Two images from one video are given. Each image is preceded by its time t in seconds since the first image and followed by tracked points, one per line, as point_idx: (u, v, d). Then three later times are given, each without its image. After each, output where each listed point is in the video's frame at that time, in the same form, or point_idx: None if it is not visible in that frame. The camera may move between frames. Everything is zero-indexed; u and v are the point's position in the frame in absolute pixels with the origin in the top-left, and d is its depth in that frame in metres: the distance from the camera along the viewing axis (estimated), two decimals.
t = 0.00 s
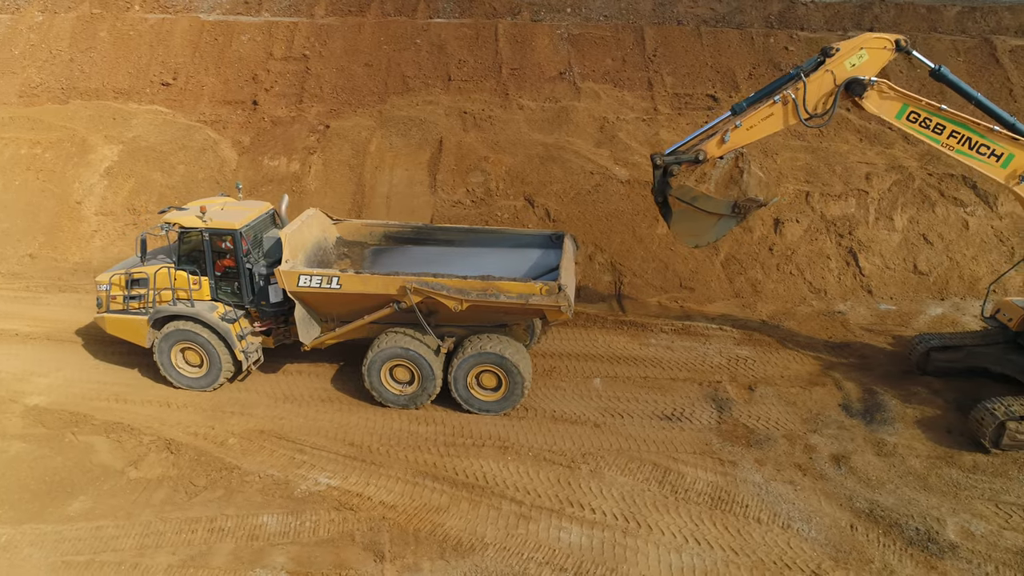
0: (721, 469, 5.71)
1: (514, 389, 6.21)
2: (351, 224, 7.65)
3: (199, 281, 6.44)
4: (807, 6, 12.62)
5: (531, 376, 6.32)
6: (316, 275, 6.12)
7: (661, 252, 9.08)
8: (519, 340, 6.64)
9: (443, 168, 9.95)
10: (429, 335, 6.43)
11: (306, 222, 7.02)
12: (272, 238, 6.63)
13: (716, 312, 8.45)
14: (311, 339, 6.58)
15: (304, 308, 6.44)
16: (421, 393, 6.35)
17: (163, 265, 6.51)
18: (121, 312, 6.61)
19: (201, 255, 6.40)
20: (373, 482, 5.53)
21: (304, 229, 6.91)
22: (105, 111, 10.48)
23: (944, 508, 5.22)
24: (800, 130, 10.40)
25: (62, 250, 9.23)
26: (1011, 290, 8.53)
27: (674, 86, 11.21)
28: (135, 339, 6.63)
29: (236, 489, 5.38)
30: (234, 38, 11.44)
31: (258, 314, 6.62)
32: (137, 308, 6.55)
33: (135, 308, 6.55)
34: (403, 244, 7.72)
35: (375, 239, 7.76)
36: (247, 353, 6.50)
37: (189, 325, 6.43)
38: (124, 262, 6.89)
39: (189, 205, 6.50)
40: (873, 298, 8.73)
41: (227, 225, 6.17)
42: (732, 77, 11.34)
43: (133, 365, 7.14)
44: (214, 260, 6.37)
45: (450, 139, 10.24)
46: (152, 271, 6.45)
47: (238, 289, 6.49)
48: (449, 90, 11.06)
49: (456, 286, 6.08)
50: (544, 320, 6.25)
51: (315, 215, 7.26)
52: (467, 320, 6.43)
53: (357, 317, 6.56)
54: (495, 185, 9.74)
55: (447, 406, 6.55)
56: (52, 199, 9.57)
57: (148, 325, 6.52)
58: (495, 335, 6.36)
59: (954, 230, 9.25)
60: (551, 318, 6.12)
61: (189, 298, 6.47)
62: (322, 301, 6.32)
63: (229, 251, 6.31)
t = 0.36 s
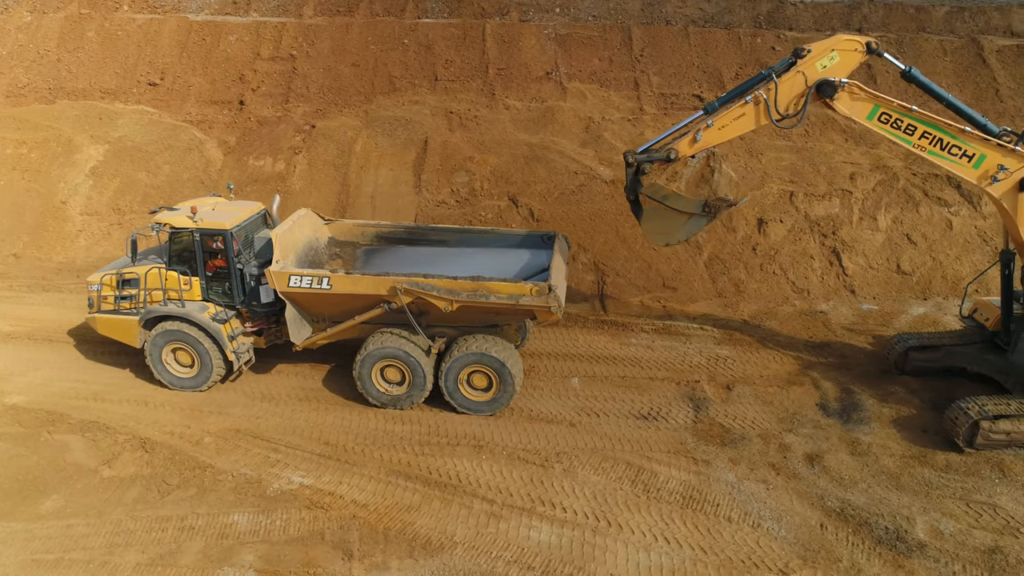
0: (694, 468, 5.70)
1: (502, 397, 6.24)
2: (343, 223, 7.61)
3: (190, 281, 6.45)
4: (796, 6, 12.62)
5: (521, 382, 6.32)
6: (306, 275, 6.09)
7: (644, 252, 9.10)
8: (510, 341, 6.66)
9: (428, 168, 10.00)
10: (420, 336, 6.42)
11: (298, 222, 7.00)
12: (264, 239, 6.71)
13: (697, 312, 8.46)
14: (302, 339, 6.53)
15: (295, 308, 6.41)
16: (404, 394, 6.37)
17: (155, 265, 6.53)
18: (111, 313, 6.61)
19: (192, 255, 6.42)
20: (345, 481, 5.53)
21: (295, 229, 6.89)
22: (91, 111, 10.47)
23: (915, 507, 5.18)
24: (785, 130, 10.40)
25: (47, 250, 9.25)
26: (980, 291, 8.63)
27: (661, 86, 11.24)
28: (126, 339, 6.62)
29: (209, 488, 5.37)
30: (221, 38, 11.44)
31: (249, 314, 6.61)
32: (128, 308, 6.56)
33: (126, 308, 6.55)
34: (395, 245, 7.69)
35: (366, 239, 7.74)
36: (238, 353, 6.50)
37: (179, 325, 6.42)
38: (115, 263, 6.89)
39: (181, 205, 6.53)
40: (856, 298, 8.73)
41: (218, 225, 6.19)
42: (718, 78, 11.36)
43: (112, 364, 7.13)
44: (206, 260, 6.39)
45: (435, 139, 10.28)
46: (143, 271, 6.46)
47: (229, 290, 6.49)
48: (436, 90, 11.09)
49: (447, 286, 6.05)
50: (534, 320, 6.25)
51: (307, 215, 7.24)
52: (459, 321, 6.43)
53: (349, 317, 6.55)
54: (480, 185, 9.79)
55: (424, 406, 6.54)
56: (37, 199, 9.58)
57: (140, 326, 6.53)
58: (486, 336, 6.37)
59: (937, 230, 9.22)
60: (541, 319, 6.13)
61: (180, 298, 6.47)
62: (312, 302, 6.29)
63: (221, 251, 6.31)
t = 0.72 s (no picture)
0: (673, 468, 5.69)
1: (489, 404, 6.25)
2: (339, 224, 7.62)
3: (186, 281, 6.43)
4: (790, 6, 12.61)
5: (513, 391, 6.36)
6: (302, 276, 6.11)
7: (632, 252, 9.10)
8: (506, 341, 6.60)
9: (417, 168, 10.05)
10: (416, 336, 6.39)
11: (293, 222, 7.01)
12: (259, 239, 6.71)
13: (684, 312, 8.46)
14: (297, 340, 6.57)
15: (290, 309, 6.41)
16: (392, 395, 6.37)
17: (151, 265, 6.51)
18: (108, 312, 6.62)
19: (188, 255, 6.39)
20: (323, 480, 5.53)
21: (291, 229, 6.90)
22: (83, 111, 10.52)
23: (891, 509, 5.15)
24: (775, 131, 10.37)
25: (37, 249, 9.29)
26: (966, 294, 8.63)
27: (651, 87, 11.26)
28: (122, 339, 6.64)
29: (186, 486, 5.36)
30: (214, 38, 11.48)
31: (245, 314, 6.62)
32: (125, 308, 6.57)
33: (122, 308, 6.56)
34: (391, 245, 7.68)
35: (362, 239, 7.74)
36: (234, 353, 6.50)
37: (175, 325, 6.43)
38: (111, 262, 6.88)
39: (177, 205, 6.50)
40: (843, 299, 8.71)
41: (213, 225, 6.16)
42: (709, 78, 11.36)
43: (96, 363, 7.15)
44: (201, 260, 6.37)
45: (425, 139, 10.32)
46: (139, 271, 6.45)
47: (225, 290, 6.47)
48: (426, 90, 11.11)
49: (441, 287, 6.04)
50: (528, 321, 6.23)
51: (302, 215, 7.25)
52: (455, 321, 6.38)
53: (343, 317, 6.53)
54: (468, 185, 9.84)
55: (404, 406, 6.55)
56: (28, 198, 9.62)
57: (135, 325, 6.53)
58: (480, 336, 6.34)
59: (926, 231, 9.16)
60: (536, 319, 6.11)
61: (175, 298, 6.46)
62: (307, 302, 6.30)
63: (216, 251, 6.29)
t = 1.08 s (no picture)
0: (666, 470, 5.66)
1: (488, 408, 6.29)
2: (353, 223, 7.63)
3: (202, 277, 6.51)
4: (805, 7, 12.46)
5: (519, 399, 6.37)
6: (315, 273, 6.16)
7: (636, 253, 9.07)
8: (518, 342, 6.52)
9: (424, 168, 10.12)
10: (427, 335, 6.38)
11: (308, 221, 7.04)
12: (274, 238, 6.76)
13: (687, 315, 8.41)
14: (310, 337, 6.61)
15: (303, 307, 6.47)
16: (394, 390, 6.42)
17: (168, 262, 6.59)
18: (126, 308, 6.71)
19: (204, 252, 6.45)
20: (316, 474, 5.58)
21: (305, 228, 6.94)
22: (99, 109, 10.73)
23: (884, 516, 5.08)
24: (786, 133, 10.23)
25: (52, 244, 9.51)
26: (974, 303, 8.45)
27: (661, 87, 11.21)
28: (139, 334, 6.73)
29: (182, 478, 5.44)
30: (228, 38, 11.65)
31: (259, 311, 6.68)
32: (142, 304, 6.65)
33: (139, 304, 6.64)
34: (406, 245, 7.72)
35: (377, 238, 7.75)
36: (248, 349, 6.59)
37: (191, 321, 6.52)
38: (129, 258, 6.99)
39: (194, 203, 6.59)
40: (850, 303, 8.60)
41: (228, 223, 6.23)
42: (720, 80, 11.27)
43: (102, 356, 7.29)
44: (217, 258, 6.43)
45: (433, 139, 10.38)
46: (157, 267, 6.54)
47: (240, 287, 6.51)
48: (436, 90, 11.16)
49: (453, 287, 6.04)
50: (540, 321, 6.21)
51: (316, 214, 7.29)
52: (466, 321, 6.35)
53: (355, 316, 6.57)
54: (475, 185, 9.88)
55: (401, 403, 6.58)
56: (44, 193, 9.84)
57: (152, 321, 6.63)
58: (491, 337, 6.31)
59: (938, 236, 8.99)
60: (547, 320, 6.09)
61: (192, 294, 6.54)
62: (319, 300, 6.33)
63: (232, 249, 6.35)
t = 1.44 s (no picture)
0: (673, 475, 5.60)
1: (499, 408, 6.31)
2: (383, 222, 7.71)
3: (235, 273, 6.64)
4: (843, 8, 12.16)
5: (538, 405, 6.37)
6: (344, 271, 6.21)
7: (657, 256, 8.99)
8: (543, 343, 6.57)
9: (448, 167, 10.19)
10: (454, 334, 6.39)
11: (339, 219, 7.17)
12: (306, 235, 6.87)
13: (706, 320, 8.29)
14: (340, 333, 6.64)
15: (332, 302, 6.51)
16: (413, 383, 6.44)
17: (203, 257, 6.78)
18: (163, 300, 6.94)
19: (238, 248, 6.56)
20: (325, 466, 5.67)
21: (336, 227, 7.04)
22: (138, 106, 11.10)
23: (895, 529, 4.96)
24: (816, 136, 9.99)
25: (87, 236, 9.85)
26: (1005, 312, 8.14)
27: (689, 89, 11.07)
28: (175, 326, 6.95)
29: (195, 465, 5.59)
30: (263, 38, 11.92)
31: (290, 307, 6.73)
32: (178, 297, 6.86)
33: (176, 297, 6.86)
34: (436, 244, 7.76)
35: (406, 238, 7.82)
36: (278, 344, 6.68)
37: (223, 315, 6.65)
38: (168, 253, 7.23)
39: (230, 200, 6.72)
40: (877, 312, 8.37)
41: (261, 220, 6.32)
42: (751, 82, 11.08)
43: (129, 344, 7.54)
44: (250, 253, 6.52)
45: (458, 139, 10.44)
46: (192, 262, 6.74)
47: (271, 283, 6.59)
48: (463, 90, 11.22)
49: (479, 287, 6.04)
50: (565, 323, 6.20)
51: (348, 213, 7.39)
52: (492, 320, 6.37)
53: (384, 313, 6.61)
54: (497, 185, 9.91)
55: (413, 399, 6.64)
56: (83, 187, 10.22)
57: (187, 314, 6.77)
58: (518, 337, 6.31)
59: (972, 244, 8.70)
60: (572, 322, 6.08)
61: (225, 289, 6.69)
62: (348, 297, 6.39)
63: (265, 245, 6.44)
